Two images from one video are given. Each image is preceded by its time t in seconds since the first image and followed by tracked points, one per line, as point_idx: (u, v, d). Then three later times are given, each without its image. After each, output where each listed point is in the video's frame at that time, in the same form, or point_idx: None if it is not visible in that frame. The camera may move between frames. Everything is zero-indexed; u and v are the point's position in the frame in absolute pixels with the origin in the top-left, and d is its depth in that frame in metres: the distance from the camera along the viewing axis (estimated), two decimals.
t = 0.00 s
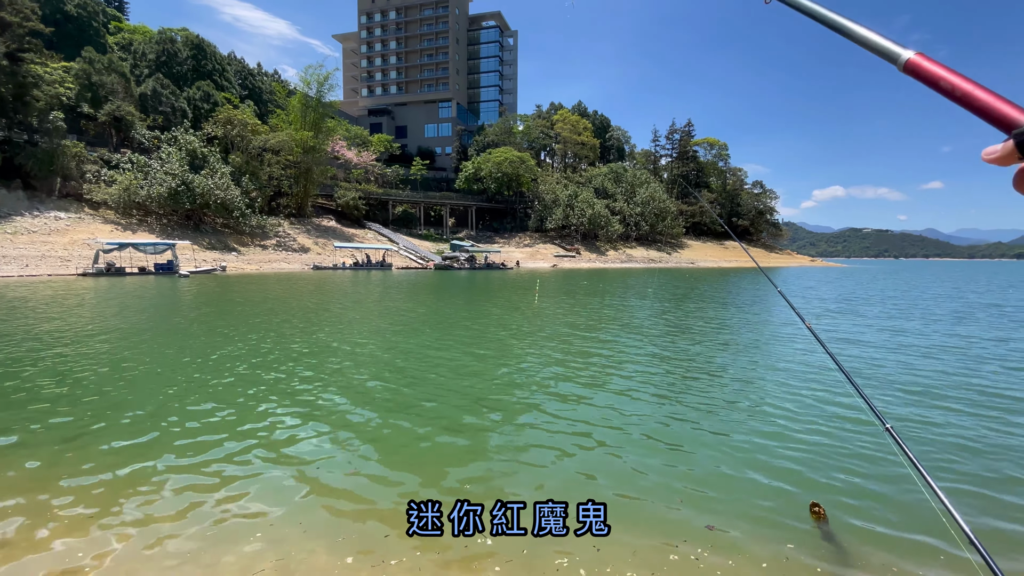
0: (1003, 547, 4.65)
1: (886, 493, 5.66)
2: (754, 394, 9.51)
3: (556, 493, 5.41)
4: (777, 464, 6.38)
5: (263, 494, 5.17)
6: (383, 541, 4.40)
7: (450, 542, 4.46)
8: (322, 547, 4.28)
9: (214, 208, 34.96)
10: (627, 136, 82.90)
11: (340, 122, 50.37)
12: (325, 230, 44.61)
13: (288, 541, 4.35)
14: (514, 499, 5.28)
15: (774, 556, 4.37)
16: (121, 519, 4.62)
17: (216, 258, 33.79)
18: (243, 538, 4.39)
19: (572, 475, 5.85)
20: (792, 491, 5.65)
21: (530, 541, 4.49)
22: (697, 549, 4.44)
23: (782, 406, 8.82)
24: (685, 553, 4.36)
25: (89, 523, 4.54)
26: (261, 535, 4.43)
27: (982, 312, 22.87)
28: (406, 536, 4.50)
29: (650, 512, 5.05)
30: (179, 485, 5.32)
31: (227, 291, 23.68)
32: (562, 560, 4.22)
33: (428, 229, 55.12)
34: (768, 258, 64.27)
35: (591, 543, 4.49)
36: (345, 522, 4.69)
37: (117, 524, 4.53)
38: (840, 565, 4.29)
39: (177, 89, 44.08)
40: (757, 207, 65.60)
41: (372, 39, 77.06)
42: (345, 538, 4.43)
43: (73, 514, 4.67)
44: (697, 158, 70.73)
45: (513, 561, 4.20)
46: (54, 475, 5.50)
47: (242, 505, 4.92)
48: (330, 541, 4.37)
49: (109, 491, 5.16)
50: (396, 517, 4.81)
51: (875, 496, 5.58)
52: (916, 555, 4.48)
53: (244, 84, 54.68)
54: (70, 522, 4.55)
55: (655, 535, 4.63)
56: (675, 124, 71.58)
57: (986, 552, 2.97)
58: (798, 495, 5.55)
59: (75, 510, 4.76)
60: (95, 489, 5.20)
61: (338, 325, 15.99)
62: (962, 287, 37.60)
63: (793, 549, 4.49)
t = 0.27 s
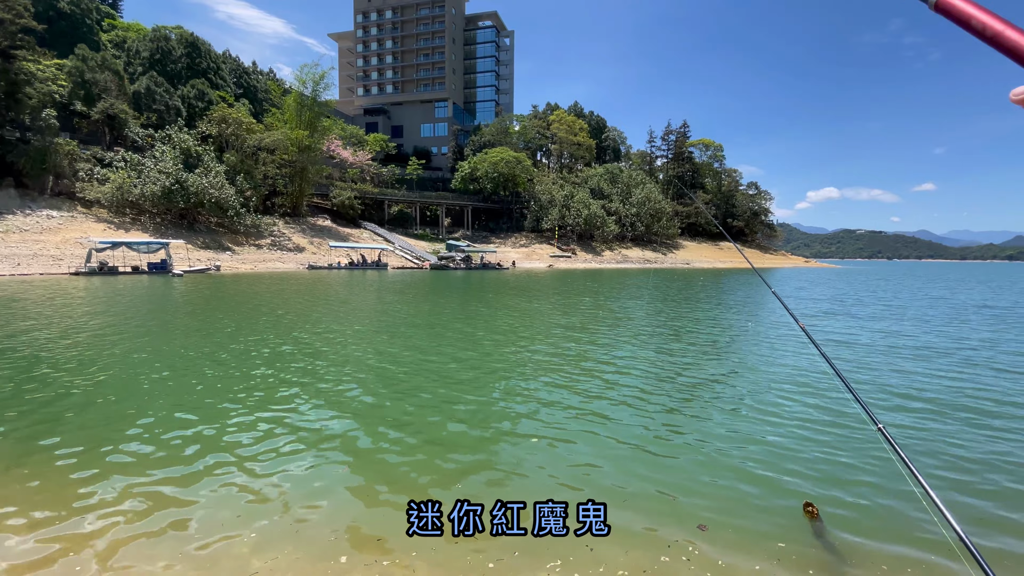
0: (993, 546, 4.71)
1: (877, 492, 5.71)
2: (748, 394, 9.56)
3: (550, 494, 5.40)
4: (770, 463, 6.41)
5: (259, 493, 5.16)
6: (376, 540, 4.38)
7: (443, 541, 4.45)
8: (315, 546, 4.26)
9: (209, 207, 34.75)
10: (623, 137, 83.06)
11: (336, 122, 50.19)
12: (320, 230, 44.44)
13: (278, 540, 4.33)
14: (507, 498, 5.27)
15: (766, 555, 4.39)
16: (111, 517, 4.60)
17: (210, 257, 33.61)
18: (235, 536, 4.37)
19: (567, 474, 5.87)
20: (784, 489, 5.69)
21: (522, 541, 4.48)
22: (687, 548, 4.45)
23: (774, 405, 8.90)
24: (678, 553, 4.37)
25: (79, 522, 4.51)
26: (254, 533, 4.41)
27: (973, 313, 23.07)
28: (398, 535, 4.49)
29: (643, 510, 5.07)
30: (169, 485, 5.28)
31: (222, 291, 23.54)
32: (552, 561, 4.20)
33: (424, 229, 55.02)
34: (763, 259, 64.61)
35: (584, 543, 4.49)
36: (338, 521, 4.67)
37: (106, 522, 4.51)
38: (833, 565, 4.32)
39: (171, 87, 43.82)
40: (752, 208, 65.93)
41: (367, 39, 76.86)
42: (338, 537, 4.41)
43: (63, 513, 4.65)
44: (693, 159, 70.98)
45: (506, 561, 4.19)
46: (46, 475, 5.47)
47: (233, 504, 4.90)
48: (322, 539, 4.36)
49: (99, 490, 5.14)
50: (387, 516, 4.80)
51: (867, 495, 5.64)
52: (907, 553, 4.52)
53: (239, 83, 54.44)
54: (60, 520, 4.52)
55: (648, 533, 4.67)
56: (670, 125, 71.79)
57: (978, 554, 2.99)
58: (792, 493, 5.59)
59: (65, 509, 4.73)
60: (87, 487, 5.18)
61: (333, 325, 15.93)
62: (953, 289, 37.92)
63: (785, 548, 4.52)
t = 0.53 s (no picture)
0: (981, 548, 4.77)
1: (867, 492, 5.79)
2: (742, 394, 9.65)
3: (544, 493, 5.44)
4: (763, 463, 6.48)
5: (255, 493, 5.15)
6: (372, 539, 4.41)
7: (438, 539, 4.48)
8: (310, 545, 4.28)
9: (202, 205, 34.51)
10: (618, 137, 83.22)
11: (330, 120, 49.97)
12: (314, 228, 44.25)
13: (274, 539, 4.35)
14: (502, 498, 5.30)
15: (755, 554, 4.46)
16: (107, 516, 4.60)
17: (203, 255, 33.39)
18: (231, 536, 4.38)
19: (561, 473, 5.91)
20: (776, 489, 5.76)
21: (516, 539, 4.53)
22: (678, 546, 4.51)
23: (767, 405, 8.98)
24: (669, 551, 4.43)
25: (74, 521, 4.51)
26: (250, 533, 4.43)
27: (962, 315, 23.37)
28: (394, 534, 4.50)
29: (635, 509, 5.12)
30: (165, 484, 5.28)
31: (215, 290, 23.40)
32: (545, 560, 4.25)
33: (419, 228, 54.92)
34: (756, 260, 65.03)
35: (576, 541, 4.54)
36: (335, 520, 4.69)
37: (102, 522, 4.51)
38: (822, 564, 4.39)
39: (164, 84, 43.49)
40: (746, 209, 66.35)
41: (363, 37, 76.57)
42: (333, 536, 4.43)
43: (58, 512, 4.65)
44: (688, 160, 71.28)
45: (499, 559, 4.23)
46: (41, 474, 5.46)
47: (229, 504, 4.91)
48: (317, 538, 4.38)
49: (95, 489, 5.14)
50: (383, 515, 4.83)
51: (857, 496, 5.70)
52: (894, 551, 4.60)
53: (233, 80, 54.11)
54: (55, 520, 4.53)
55: (639, 532, 4.72)
56: (665, 126, 72.07)
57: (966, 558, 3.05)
58: (783, 494, 5.64)
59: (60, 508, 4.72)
60: (82, 487, 5.18)
61: (328, 324, 15.90)
62: (943, 290, 38.36)
63: (775, 547, 4.59)
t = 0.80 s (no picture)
0: (963, 548, 4.89)
1: (853, 493, 5.88)
2: (732, 394, 9.76)
3: (536, 491, 5.49)
4: (752, 463, 6.57)
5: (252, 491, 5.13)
6: (363, 537, 4.43)
7: (429, 537, 4.51)
8: (301, 543, 4.29)
9: (191, 200, 34.13)
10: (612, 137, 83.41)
11: (323, 116, 49.61)
12: (306, 225, 43.93)
13: (265, 536, 4.35)
14: (493, 496, 5.34)
15: (741, 552, 4.54)
16: (97, 513, 4.58)
17: (193, 251, 33.05)
18: (222, 533, 4.37)
19: (552, 472, 5.96)
20: (764, 488, 5.85)
21: (506, 537, 4.56)
22: (666, 544, 4.58)
23: (757, 405, 9.08)
24: (657, 550, 4.50)
25: (64, 518, 4.49)
26: (240, 531, 4.42)
27: (947, 316, 23.75)
28: (386, 532, 4.52)
29: (625, 508, 5.18)
30: (156, 481, 5.26)
31: (205, 286, 23.17)
32: (534, 558, 4.29)
33: (412, 226, 54.72)
34: (747, 260, 65.58)
35: (565, 539, 4.59)
36: (326, 518, 4.70)
37: (91, 520, 4.49)
38: (806, 562, 4.48)
39: (153, 77, 42.91)
40: (737, 210, 66.88)
41: (356, 32, 76.01)
42: (324, 534, 4.44)
43: (46, 510, 4.62)
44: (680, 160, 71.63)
45: (489, 558, 4.27)
46: (29, 471, 5.41)
47: (220, 502, 4.89)
48: (308, 536, 4.39)
49: (85, 486, 5.11)
50: (375, 513, 4.84)
51: (843, 495, 5.80)
52: (876, 549, 4.70)
53: (224, 74, 53.48)
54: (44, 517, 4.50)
55: (629, 529, 4.79)
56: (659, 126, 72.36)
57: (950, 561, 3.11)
58: (771, 493, 5.73)
59: (49, 506, 4.70)
60: (72, 483, 5.14)
61: (320, 322, 15.81)
62: (929, 292, 38.94)
63: (760, 544, 4.67)
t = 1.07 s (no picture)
0: (935, 539, 5.02)
1: (831, 487, 5.99)
2: (716, 391, 9.88)
3: (521, 486, 5.50)
4: (733, 457, 6.66)
5: (242, 491, 5.02)
6: (345, 533, 4.40)
7: (412, 532, 4.50)
8: (281, 540, 4.25)
9: (172, 191, 33.36)
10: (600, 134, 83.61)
11: (308, 108, 48.85)
12: (291, 218, 43.28)
13: (245, 533, 4.31)
14: (478, 491, 5.34)
15: (720, 544, 4.60)
16: (73, 510, 4.50)
17: (174, 244, 32.36)
18: (201, 530, 4.32)
19: (537, 467, 5.98)
20: (745, 482, 5.94)
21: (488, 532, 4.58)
22: (646, 538, 4.63)
23: (740, 402, 9.21)
24: (637, 543, 4.54)
25: (38, 515, 4.39)
26: (220, 527, 4.37)
27: (924, 315, 24.34)
28: (369, 528, 4.50)
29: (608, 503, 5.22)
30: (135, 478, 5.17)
31: (186, 279, 22.72)
32: (515, 552, 4.31)
33: (399, 221, 54.28)
34: (732, 259, 66.46)
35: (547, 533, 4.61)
36: (309, 514, 4.66)
37: (67, 516, 4.40)
38: (783, 554, 4.56)
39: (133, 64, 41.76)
40: (723, 209, 67.68)
41: (343, 24, 74.91)
42: (306, 531, 4.40)
43: (20, 507, 4.52)
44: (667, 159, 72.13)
45: (471, 552, 4.27)
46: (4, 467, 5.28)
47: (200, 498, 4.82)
48: (289, 533, 4.35)
49: (61, 482, 5.01)
50: (358, 509, 4.80)
51: (822, 489, 5.91)
52: (851, 541, 4.81)
53: (206, 63, 52.29)
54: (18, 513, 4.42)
55: (609, 523, 4.83)
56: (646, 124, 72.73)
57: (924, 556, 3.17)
58: (752, 487, 5.82)
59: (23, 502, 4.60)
60: (48, 480, 5.04)
61: (305, 317, 15.61)
62: (907, 291, 39.87)
63: (739, 537, 4.75)
